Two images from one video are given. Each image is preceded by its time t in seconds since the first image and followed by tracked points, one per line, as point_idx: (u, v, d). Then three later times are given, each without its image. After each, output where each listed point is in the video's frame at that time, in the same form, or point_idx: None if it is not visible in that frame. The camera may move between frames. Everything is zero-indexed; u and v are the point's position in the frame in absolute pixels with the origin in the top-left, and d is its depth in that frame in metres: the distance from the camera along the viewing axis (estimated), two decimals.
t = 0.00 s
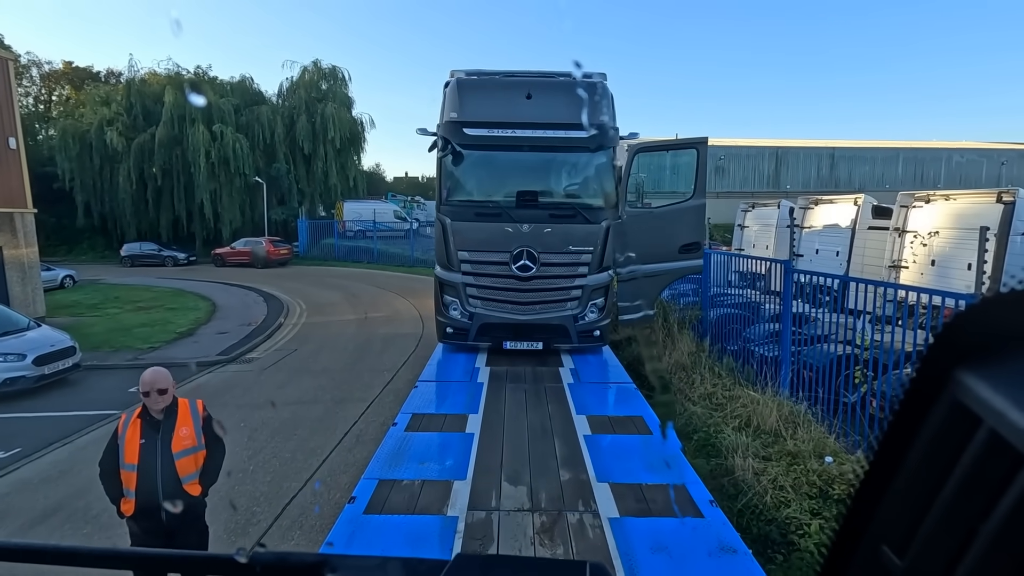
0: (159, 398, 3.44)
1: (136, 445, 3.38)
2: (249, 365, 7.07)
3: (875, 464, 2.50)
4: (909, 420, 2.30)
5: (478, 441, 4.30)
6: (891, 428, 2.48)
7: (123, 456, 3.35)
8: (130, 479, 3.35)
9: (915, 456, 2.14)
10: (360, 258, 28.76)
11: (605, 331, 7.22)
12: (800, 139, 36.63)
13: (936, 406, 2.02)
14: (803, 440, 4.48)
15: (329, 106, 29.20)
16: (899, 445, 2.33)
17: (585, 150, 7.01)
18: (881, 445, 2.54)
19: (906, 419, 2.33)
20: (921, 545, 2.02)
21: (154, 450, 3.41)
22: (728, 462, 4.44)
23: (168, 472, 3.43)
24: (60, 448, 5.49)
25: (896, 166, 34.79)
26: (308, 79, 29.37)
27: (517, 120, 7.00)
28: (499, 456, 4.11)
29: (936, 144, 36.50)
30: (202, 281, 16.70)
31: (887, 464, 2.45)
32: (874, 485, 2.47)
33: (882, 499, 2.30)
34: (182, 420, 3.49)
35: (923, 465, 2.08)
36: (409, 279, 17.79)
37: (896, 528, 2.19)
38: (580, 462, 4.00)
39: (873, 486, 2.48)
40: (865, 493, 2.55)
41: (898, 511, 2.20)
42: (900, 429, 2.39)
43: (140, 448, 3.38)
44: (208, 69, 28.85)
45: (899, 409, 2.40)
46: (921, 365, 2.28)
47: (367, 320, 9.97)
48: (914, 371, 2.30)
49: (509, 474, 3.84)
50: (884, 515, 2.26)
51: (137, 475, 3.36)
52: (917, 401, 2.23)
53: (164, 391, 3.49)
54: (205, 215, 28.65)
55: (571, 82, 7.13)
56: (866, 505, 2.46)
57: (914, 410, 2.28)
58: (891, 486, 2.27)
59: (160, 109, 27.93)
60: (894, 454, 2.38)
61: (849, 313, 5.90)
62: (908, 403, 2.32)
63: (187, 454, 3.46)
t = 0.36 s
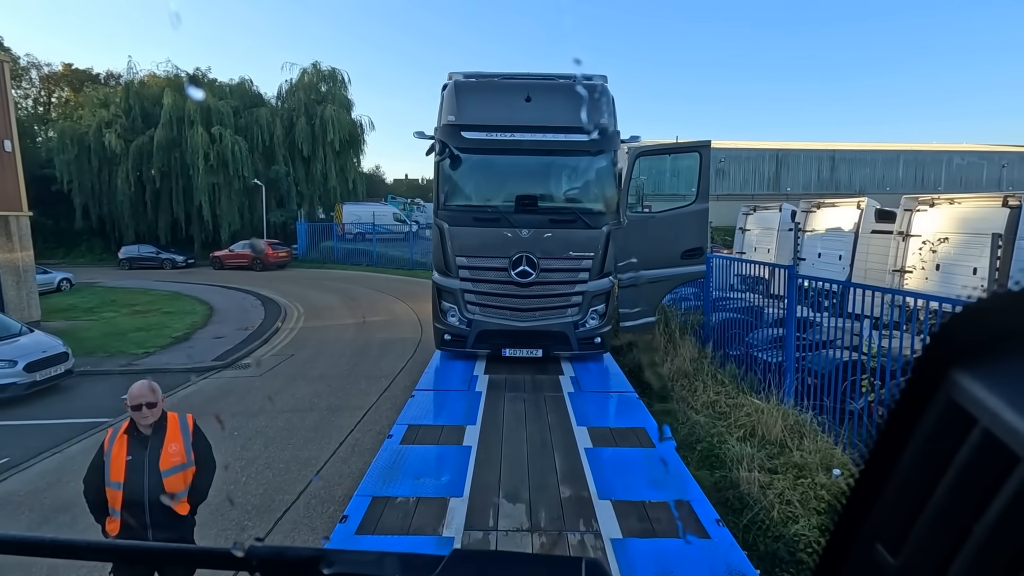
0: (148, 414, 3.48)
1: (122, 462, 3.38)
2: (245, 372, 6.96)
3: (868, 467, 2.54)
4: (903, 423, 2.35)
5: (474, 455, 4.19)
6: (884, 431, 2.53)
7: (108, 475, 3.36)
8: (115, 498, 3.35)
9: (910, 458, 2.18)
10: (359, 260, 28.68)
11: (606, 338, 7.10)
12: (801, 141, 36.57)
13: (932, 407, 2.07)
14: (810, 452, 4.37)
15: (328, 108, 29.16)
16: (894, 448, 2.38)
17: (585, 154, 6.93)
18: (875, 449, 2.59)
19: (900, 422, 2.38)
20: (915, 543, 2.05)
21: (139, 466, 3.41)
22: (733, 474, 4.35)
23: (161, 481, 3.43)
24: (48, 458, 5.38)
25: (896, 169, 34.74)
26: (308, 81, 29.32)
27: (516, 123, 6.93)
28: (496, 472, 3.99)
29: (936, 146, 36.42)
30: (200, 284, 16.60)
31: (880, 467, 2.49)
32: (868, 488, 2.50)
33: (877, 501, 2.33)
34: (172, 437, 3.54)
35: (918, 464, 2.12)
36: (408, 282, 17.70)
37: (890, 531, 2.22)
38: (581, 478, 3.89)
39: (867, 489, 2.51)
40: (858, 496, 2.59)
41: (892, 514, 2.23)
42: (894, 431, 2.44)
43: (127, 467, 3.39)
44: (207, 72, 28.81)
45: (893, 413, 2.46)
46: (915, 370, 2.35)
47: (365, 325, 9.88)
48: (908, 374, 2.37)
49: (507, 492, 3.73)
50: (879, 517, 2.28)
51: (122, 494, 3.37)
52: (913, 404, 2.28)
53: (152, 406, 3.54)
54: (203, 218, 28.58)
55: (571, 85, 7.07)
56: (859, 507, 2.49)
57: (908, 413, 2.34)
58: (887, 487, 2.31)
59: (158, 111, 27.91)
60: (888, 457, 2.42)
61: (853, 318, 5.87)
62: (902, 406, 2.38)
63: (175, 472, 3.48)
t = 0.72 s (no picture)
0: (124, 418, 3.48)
1: (109, 466, 3.37)
2: (242, 388, 6.86)
3: (863, 462, 2.45)
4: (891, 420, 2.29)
5: (475, 481, 4.09)
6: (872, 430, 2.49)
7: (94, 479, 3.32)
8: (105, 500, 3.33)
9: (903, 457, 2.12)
10: (360, 272, 28.63)
11: (610, 355, 7.00)
12: (801, 153, 36.62)
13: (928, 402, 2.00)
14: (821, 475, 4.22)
15: (330, 121, 29.27)
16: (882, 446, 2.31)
17: (588, 168, 6.88)
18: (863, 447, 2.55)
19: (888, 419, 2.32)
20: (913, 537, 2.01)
21: (127, 466, 3.43)
22: (742, 499, 4.28)
23: (155, 493, 3.41)
24: (39, 479, 5.27)
25: (897, 180, 34.73)
26: (310, 94, 29.46)
27: (518, 138, 6.90)
28: (498, 499, 3.88)
29: (937, 158, 36.43)
30: (200, 297, 16.56)
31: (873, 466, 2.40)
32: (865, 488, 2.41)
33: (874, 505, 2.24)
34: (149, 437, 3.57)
35: (914, 458, 2.06)
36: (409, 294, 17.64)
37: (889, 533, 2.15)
38: (586, 507, 3.78)
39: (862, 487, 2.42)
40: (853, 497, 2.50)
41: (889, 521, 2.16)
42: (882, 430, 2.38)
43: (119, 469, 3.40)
44: (209, 85, 29.01)
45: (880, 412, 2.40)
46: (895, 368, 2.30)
47: (365, 339, 9.79)
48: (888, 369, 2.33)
49: (509, 521, 3.62)
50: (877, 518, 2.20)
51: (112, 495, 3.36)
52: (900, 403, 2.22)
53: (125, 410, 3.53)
54: (204, 230, 28.62)
55: (573, 100, 7.05)
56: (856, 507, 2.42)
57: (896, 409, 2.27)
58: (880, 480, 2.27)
59: (161, 124, 28.10)
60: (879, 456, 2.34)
61: (858, 332, 5.79)
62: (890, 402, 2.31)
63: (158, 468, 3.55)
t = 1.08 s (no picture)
0: (93, 441, 3.36)
1: (76, 491, 3.24)
2: (233, 400, 6.63)
3: (858, 460, 2.40)
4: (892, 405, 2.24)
5: (476, 511, 3.88)
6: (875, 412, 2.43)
7: (60, 506, 3.19)
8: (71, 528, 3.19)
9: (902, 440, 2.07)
10: (359, 276, 28.44)
11: (616, 368, 6.78)
12: (803, 156, 36.44)
13: (923, 399, 1.95)
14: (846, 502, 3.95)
15: (329, 123, 29.08)
16: (883, 432, 2.26)
17: (593, 172, 6.72)
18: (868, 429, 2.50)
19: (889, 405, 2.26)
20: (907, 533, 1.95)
21: (96, 492, 3.31)
22: (763, 529, 4.07)
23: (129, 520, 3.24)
24: (19, 497, 5.06)
25: (900, 183, 34.54)
26: (309, 97, 29.30)
27: (520, 141, 6.71)
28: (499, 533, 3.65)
29: (940, 160, 36.22)
30: (195, 302, 16.37)
31: (872, 453, 2.37)
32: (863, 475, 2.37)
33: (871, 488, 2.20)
34: (122, 460, 3.45)
35: (911, 453, 2.00)
36: (408, 299, 17.44)
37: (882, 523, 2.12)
38: (594, 543, 3.57)
39: (861, 479, 2.36)
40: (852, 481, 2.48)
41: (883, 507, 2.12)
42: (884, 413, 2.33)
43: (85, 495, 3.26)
44: (208, 87, 28.90)
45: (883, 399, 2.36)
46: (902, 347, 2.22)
47: (363, 346, 9.58)
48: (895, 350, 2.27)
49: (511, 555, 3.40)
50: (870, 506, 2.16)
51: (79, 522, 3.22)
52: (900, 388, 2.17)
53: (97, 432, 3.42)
54: (202, 233, 28.49)
55: (578, 101, 6.87)
56: (852, 494, 2.39)
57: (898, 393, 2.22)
58: (875, 476, 2.23)
59: (159, 127, 28.02)
60: (879, 442, 2.30)
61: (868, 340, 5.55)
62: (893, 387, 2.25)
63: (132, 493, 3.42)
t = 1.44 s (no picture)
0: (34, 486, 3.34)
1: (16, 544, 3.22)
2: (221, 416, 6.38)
3: (870, 474, 3.30)
4: (914, 414, 3.09)
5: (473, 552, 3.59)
6: (891, 427, 3.37)
7: None
8: None
9: (915, 445, 2.93)
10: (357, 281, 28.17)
11: (625, 387, 6.48)
12: (805, 159, 36.17)
13: (935, 411, 2.82)
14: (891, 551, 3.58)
15: (328, 126, 28.85)
16: (900, 439, 3.15)
17: (600, 176, 6.46)
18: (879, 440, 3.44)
19: (910, 417, 3.13)
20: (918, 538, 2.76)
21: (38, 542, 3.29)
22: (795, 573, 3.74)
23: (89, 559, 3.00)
24: None
25: (903, 187, 34.25)
26: (308, 99, 29.08)
27: (523, 142, 6.42)
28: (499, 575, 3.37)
29: (943, 164, 35.92)
30: (190, 306, 16.13)
31: (885, 464, 3.27)
32: (881, 475, 3.26)
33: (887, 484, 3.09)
34: (67, 506, 3.47)
35: (919, 460, 2.88)
36: (407, 305, 17.16)
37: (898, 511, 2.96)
38: None
39: (873, 489, 3.25)
40: (869, 481, 3.37)
41: (900, 499, 2.96)
42: (901, 427, 3.22)
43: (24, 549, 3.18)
44: (206, 89, 28.75)
45: (898, 419, 3.23)
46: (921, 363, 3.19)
47: (359, 355, 9.31)
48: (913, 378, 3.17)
49: None
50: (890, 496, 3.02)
51: None
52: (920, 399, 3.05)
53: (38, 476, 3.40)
54: (199, 237, 28.28)
55: (585, 100, 6.60)
56: (867, 504, 3.24)
57: (918, 405, 3.09)
58: (889, 486, 3.08)
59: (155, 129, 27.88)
60: (892, 455, 3.20)
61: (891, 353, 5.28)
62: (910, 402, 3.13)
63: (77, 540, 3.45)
